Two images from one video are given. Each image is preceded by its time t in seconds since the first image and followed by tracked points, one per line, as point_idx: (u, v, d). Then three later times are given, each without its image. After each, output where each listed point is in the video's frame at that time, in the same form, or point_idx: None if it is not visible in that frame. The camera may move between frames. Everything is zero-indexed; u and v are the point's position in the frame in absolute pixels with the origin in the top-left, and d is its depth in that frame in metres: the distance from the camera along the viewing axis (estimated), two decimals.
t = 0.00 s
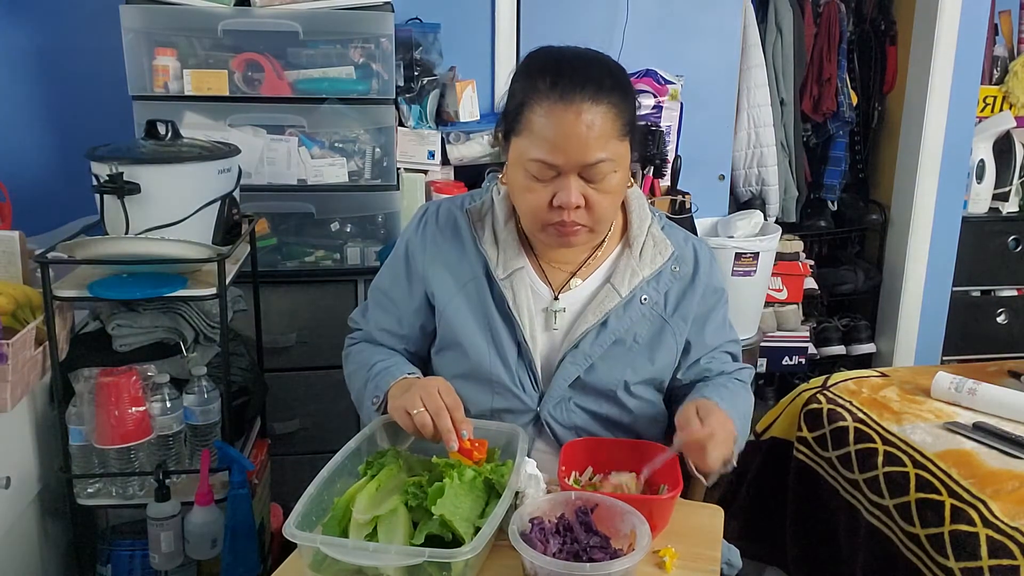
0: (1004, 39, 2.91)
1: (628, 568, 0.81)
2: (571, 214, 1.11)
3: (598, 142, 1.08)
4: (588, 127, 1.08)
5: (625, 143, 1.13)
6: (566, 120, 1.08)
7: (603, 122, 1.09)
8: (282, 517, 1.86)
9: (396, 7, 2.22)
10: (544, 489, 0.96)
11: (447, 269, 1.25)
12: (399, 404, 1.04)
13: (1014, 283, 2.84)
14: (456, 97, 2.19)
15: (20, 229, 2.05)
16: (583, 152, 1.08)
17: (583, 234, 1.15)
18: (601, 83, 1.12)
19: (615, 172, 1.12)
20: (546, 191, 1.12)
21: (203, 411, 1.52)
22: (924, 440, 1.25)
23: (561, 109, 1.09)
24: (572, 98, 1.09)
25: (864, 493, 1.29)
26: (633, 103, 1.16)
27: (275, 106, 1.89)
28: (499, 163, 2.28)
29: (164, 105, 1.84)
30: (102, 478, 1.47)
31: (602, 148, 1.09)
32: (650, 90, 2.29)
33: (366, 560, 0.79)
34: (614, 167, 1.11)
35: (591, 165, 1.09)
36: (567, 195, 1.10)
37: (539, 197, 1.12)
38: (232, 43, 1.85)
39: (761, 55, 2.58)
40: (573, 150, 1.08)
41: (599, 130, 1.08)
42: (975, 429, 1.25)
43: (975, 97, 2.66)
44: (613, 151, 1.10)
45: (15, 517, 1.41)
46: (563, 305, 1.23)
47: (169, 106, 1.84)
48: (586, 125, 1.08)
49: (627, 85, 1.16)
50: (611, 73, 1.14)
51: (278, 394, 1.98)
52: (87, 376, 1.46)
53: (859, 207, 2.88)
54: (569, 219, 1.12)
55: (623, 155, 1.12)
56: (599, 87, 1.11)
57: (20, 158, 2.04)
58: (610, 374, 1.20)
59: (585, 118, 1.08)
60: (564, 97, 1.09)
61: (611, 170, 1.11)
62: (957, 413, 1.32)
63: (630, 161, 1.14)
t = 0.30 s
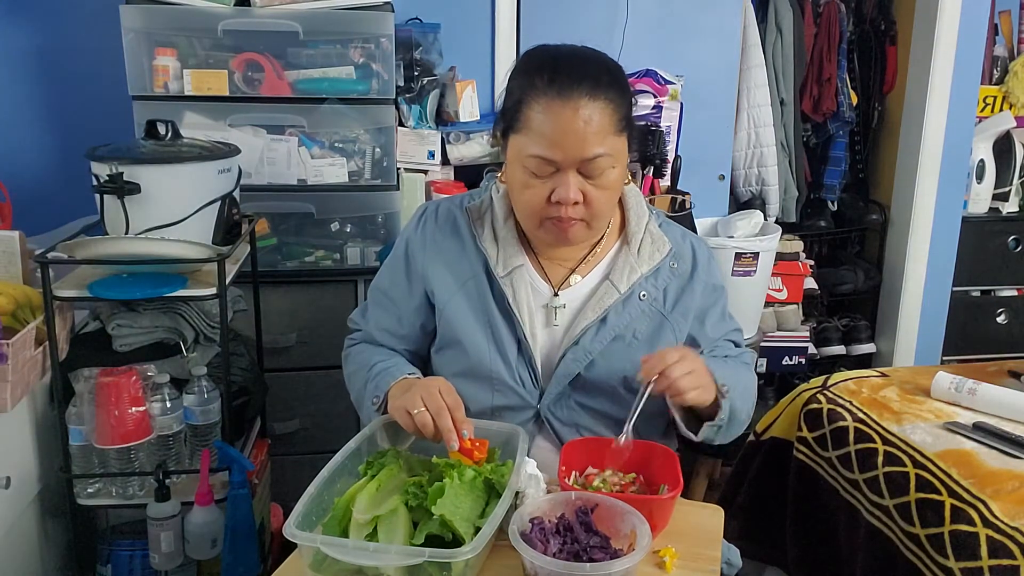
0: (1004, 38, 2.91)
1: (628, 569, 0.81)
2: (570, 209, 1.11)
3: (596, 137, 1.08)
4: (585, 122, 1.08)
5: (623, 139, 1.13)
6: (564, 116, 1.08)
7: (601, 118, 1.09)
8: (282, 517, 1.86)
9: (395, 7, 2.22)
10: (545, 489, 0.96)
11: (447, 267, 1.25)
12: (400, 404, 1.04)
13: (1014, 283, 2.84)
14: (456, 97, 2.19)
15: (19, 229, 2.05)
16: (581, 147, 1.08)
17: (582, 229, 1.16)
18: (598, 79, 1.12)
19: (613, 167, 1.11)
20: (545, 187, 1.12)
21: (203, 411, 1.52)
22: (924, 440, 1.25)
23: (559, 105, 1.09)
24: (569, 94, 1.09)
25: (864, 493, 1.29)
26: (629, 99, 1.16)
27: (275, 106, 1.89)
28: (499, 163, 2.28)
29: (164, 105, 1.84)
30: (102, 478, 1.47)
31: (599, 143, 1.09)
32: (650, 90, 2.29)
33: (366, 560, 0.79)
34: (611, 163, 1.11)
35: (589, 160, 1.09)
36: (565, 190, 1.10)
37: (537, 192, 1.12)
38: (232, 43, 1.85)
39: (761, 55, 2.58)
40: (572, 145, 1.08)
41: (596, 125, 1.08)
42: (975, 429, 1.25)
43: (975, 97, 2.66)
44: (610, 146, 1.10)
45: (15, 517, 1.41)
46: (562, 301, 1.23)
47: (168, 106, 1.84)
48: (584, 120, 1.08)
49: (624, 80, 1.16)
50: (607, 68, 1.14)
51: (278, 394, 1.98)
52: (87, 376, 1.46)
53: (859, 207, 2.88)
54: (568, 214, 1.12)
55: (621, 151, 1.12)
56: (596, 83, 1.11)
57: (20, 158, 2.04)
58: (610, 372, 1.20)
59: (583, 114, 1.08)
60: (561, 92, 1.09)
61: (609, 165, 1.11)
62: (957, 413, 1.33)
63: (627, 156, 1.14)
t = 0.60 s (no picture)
0: (1005, 38, 2.91)
1: (628, 569, 0.81)
2: (567, 205, 1.11)
3: (592, 131, 1.08)
4: (582, 117, 1.08)
5: (619, 134, 1.13)
6: (560, 111, 1.08)
7: (597, 113, 1.09)
8: (282, 517, 1.86)
9: (395, 7, 2.22)
10: (544, 489, 0.96)
11: (444, 267, 1.25)
12: (399, 404, 1.04)
13: (1014, 283, 2.84)
14: (456, 97, 2.19)
15: (19, 229, 2.05)
16: (578, 142, 1.08)
17: (579, 226, 1.16)
18: (593, 74, 1.12)
19: (610, 162, 1.11)
20: (542, 183, 1.12)
21: (203, 411, 1.52)
22: (923, 440, 1.25)
23: (555, 100, 1.09)
24: (566, 89, 1.09)
25: (864, 493, 1.29)
26: (625, 96, 1.16)
27: (275, 106, 1.89)
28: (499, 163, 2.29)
29: (164, 105, 1.84)
30: (102, 478, 1.47)
31: (596, 138, 1.09)
32: (650, 90, 2.29)
33: (366, 560, 0.79)
34: (608, 158, 1.11)
35: (585, 155, 1.09)
36: (562, 185, 1.10)
37: (534, 188, 1.12)
38: (232, 43, 1.85)
39: (761, 55, 2.58)
40: (569, 141, 1.08)
41: (593, 120, 1.08)
42: (975, 429, 1.25)
43: (975, 97, 2.66)
44: (607, 141, 1.10)
45: (15, 517, 1.41)
46: (560, 300, 1.23)
47: (169, 106, 1.84)
48: (580, 115, 1.08)
49: (619, 77, 1.16)
50: (602, 65, 1.14)
51: (278, 394, 1.98)
52: (87, 376, 1.46)
53: (859, 207, 2.88)
54: (565, 210, 1.12)
55: (617, 146, 1.12)
56: (591, 79, 1.11)
57: (20, 158, 2.04)
58: (607, 370, 1.20)
59: (579, 109, 1.08)
60: (557, 88, 1.09)
61: (606, 160, 1.10)
62: (957, 413, 1.32)
63: (624, 152, 1.14)
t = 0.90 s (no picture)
0: (1005, 38, 2.90)
1: (628, 569, 0.81)
2: (561, 203, 1.11)
3: (585, 128, 1.08)
4: (574, 114, 1.08)
5: (612, 131, 1.13)
6: (552, 109, 1.08)
7: (590, 109, 1.09)
8: (282, 518, 1.86)
9: (395, 7, 2.22)
10: (544, 489, 0.96)
11: (442, 267, 1.25)
12: (398, 404, 1.04)
13: (1014, 283, 2.84)
14: (456, 97, 2.19)
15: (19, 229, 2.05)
16: (571, 139, 1.08)
17: (574, 223, 1.16)
18: (585, 71, 1.12)
19: (603, 159, 1.11)
20: (535, 180, 1.11)
21: (203, 411, 1.52)
22: (923, 440, 1.25)
23: (548, 98, 1.09)
24: (558, 87, 1.09)
25: (864, 493, 1.29)
26: (618, 92, 1.16)
27: (275, 106, 1.89)
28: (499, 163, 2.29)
29: (164, 105, 1.84)
30: (102, 478, 1.47)
31: (588, 134, 1.09)
32: (650, 90, 2.29)
33: (366, 560, 0.79)
34: (601, 155, 1.11)
35: (578, 152, 1.09)
36: (556, 182, 1.10)
37: (528, 186, 1.12)
38: (232, 43, 1.85)
39: (761, 55, 2.57)
40: (562, 138, 1.08)
41: (585, 118, 1.08)
42: (975, 429, 1.25)
43: (975, 97, 2.66)
44: (600, 138, 1.10)
45: (15, 517, 1.40)
46: (557, 299, 1.23)
47: (169, 106, 1.84)
48: (573, 112, 1.08)
49: (611, 74, 1.17)
50: (595, 62, 1.14)
51: (278, 394, 1.98)
52: (87, 376, 1.46)
53: (859, 207, 2.88)
54: (559, 208, 1.12)
55: (610, 143, 1.12)
56: (584, 76, 1.11)
57: (19, 158, 2.03)
58: (605, 369, 1.20)
59: (571, 106, 1.08)
60: (550, 85, 1.09)
61: (599, 157, 1.11)
62: (957, 413, 1.32)
63: (617, 149, 1.14)
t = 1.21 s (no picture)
0: (1005, 38, 2.90)
1: (628, 569, 0.81)
2: (558, 201, 1.11)
3: (583, 128, 1.08)
4: (571, 113, 1.08)
5: (609, 130, 1.12)
6: (549, 108, 1.08)
7: (587, 108, 1.09)
8: (282, 518, 1.86)
9: (395, 7, 2.22)
10: (544, 489, 0.96)
11: (441, 267, 1.25)
12: (399, 404, 1.04)
13: (1014, 283, 2.84)
14: (456, 97, 2.19)
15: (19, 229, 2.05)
16: (568, 138, 1.08)
17: (572, 223, 1.16)
18: (581, 70, 1.12)
19: (601, 158, 1.11)
20: (533, 180, 1.11)
21: (203, 411, 1.52)
22: (924, 440, 1.25)
23: (544, 97, 1.09)
24: (554, 86, 1.09)
25: (864, 493, 1.29)
26: (614, 90, 1.16)
27: (275, 106, 1.89)
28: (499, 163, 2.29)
29: (164, 105, 1.84)
30: (102, 478, 1.47)
31: (586, 133, 1.08)
32: (650, 90, 2.29)
33: (366, 560, 0.79)
34: (598, 154, 1.11)
35: (575, 151, 1.09)
36: (553, 182, 1.10)
37: (526, 185, 1.12)
38: (232, 43, 1.85)
39: (762, 55, 2.57)
40: (559, 136, 1.08)
41: (583, 117, 1.08)
42: (975, 429, 1.25)
43: (975, 97, 2.66)
44: (597, 137, 1.10)
45: (15, 517, 1.40)
46: (556, 298, 1.23)
47: (169, 106, 1.84)
48: (569, 111, 1.08)
49: (608, 72, 1.16)
50: (591, 60, 1.14)
51: (278, 394, 1.98)
52: (87, 376, 1.46)
53: (859, 207, 2.88)
54: (557, 207, 1.12)
55: (608, 141, 1.12)
56: (581, 75, 1.11)
57: (19, 158, 2.03)
58: (604, 367, 1.20)
59: (568, 105, 1.08)
60: (546, 84, 1.09)
61: (596, 156, 1.10)
62: (957, 413, 1.32)
63: (614, 147, 1.14)
